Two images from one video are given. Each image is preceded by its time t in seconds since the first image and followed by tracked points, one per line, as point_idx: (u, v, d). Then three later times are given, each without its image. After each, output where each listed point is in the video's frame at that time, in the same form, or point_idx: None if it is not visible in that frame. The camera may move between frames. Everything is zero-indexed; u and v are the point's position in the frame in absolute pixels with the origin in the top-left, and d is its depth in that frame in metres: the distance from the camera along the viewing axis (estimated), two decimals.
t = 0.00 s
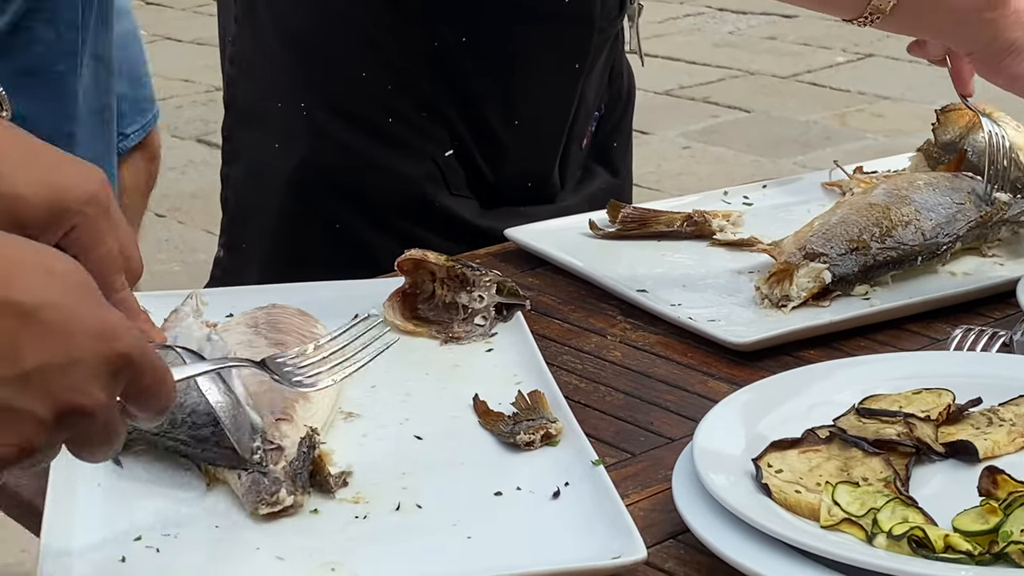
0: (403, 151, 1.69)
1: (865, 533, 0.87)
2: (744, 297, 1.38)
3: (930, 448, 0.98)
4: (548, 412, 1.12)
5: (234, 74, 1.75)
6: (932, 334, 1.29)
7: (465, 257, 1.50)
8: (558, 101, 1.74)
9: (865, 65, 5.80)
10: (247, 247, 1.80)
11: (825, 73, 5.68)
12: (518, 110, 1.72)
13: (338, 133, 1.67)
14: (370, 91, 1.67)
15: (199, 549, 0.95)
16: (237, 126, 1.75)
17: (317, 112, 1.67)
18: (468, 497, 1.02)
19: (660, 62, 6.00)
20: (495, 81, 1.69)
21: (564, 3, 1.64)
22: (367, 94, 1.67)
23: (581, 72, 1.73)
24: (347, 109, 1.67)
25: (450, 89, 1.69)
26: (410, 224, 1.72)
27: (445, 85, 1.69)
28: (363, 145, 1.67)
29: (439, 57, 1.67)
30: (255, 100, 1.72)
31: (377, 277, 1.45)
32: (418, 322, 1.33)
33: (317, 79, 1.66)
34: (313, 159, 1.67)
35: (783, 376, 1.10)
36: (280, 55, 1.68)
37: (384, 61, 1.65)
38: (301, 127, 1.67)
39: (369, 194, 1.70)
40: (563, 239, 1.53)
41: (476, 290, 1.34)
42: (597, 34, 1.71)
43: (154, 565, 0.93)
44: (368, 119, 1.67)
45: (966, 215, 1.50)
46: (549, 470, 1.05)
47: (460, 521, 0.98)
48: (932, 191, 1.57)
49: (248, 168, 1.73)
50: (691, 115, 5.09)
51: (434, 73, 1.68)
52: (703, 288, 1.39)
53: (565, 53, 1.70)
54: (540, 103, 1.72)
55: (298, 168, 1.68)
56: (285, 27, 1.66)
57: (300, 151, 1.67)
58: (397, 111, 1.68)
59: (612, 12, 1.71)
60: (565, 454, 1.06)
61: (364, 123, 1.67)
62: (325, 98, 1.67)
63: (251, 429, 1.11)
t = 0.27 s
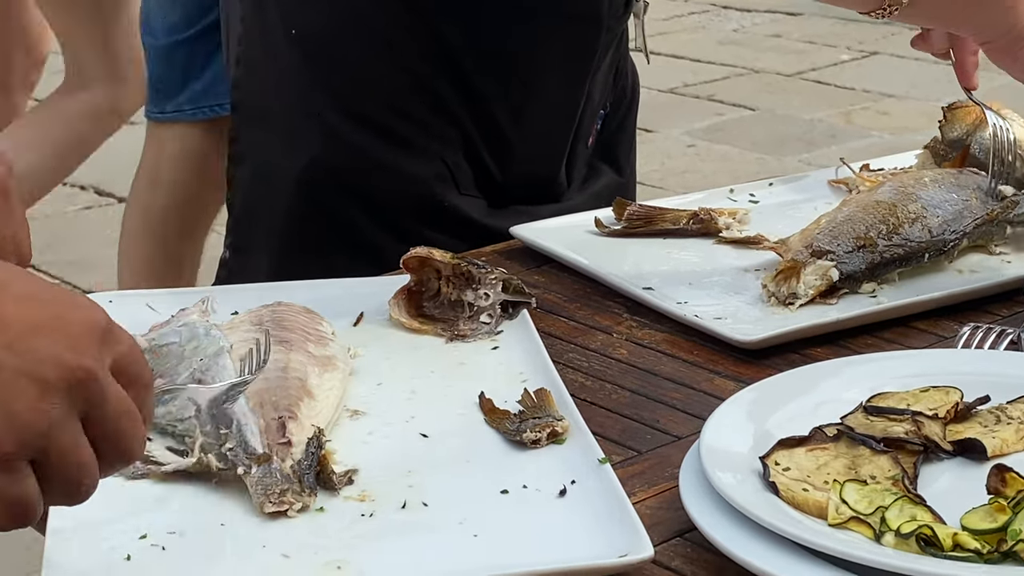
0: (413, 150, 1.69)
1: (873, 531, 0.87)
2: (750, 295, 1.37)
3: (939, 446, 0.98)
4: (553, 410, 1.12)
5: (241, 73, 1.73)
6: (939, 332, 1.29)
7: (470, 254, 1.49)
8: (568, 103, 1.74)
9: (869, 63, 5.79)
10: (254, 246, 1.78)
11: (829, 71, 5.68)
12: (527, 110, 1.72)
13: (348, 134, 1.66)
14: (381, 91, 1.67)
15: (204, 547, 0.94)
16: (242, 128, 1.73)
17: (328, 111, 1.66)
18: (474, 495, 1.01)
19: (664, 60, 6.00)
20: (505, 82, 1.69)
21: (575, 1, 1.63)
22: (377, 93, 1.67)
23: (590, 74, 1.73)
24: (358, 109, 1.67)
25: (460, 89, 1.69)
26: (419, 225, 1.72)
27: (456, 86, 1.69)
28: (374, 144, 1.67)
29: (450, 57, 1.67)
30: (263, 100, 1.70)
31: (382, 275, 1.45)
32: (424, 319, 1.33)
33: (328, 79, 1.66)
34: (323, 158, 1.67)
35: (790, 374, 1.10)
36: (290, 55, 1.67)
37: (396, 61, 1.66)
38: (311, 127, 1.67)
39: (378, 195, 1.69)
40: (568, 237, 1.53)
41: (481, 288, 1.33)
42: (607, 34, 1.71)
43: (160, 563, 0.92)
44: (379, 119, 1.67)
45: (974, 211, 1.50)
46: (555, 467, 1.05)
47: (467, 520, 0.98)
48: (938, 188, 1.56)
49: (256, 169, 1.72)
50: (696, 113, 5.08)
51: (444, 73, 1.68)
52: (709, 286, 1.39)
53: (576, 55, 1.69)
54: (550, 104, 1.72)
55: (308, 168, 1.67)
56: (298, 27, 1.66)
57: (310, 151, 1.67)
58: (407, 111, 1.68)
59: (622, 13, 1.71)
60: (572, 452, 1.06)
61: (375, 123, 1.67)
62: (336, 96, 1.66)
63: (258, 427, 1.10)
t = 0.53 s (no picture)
0: (420, 142, 1.69)
1: (875, 528, 0.87)
2: (752, 292, 1.37)
3: (941, 443, 0.98)
4: (555, 407, 1.12)
5: (246, 73, 1.72)
6: (941, 329, 1.29)
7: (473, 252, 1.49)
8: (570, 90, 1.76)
9: (875, 60, 5.78)
10: (262, 246, 1.76)
11: (834, 68, 5.67)
12: (532, 100, 1.74)
13: (355, 128, 1.66)
14: (388, 84, 1.67)
15: (206, 544, 0.95)
16: (248, 126, 1.72)
17: (335, 107, 1.66)
18: (477, 492, 1.01)
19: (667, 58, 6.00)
20: (511, 71, 1.71)
21: None
22: (385, 87, 1.67)
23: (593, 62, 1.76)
24: (364, 104, 1.67)
25: (466, 80, 1.71)
26: (426, 217, 1.72)
27: (461, 78, 1.71)
28: (381, 138, 1.67)
29: (456, 48, 1.69)
30: (269, 97, 1.70)
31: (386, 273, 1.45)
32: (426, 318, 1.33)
33: (334, 75, 1.66)
34: (330, 154, 1.66)
35: (791, 372, 1.10)
36: (295, 53, 1.67)
37: (402, 55, 1.67)
38: (317, 122, 1.66)
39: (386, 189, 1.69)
40: (571, 235, 1.53)
41: (483, 286, 1.34)
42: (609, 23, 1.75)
43: (162, 560, 0.92)
44: (385, 114, 1.67)
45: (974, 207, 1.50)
46: (558, 464, 1.05)
47: (469, 517, 0.98)
48: (941, 185, 1.56)
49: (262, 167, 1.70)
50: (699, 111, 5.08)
51: (450, 63, 1.69)
52: (712, 283, 1.39)
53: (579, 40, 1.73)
54: (554, 92, 1.75)
55: (315, 163, 1.67)
56: (302, 24, 1.66)
57: (317, 146, 1.66)
58: (414, 104, 1.68)
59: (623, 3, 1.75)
60: (574, 450, 1.06)
61: (381, 117, 1.67)
62: (343, 92, 1.66)
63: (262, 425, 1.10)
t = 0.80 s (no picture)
0: (436, 128, 1.69)
1: (879, 526, 0.87)
2: (756, 290, 1.37)
3: (945, 440, 0.98)
4: (560, 404, 1.12)
5: (268, 62, 1.74)
6: (946, 326, 1.29)
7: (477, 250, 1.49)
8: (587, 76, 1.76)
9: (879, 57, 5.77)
10: (282, 236, 1.78)
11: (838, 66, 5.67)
12: (548, 85, 1.73)
13: (370, 115, 1.67)
14: (404, 71, 1.66)
15: (211, 542, 0.95)
16: (271, 112, 1.74)
17: (351, 95, 1.66)
18: (482, 490, 1.01)
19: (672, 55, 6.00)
20: (527, 56, 1.70)
21: None
22: (399, 75, 1.66)
23: (610, 47, 1.75)
24: (379, 91, 1.66)
25: (482, 67, 1.70)
26: (443, 202, 1.72)
27: (477, 64, 1.69)
28: (396, 124, 1.67)
29: (471, 34, 1.67)
30: (288, 87, 1.71)
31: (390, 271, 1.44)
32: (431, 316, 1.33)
33: (349, 64, 1.66)
34: (346, 140, 1.67)
35: (794, 369, 1.09)
36: (311, 43, 1.67)
37: (416, 42, 1.65)
38: (332, 111, 1.67)
39: (401, 175, 1.69)
40: (575, 232, 1.53)
41: (487, 283, 1.33)
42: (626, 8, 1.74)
43: (168, 558, 0.92)
44: (400, 101, 1.67)
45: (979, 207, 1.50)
46: (562, 461, 1.05)
47: (474, 515, 0.98)
48: (946, 181, 1.56)
49: (283, 157, 1.73)
50: (703, 108, 5.08)
51: (466, 50, 1.68)
52: (716, 281, 1.39)
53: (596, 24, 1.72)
54: (570, 76, 1.74)
55: (332, 149, 1.68)
56: (317, 14, 1.65)
57: (332, 134, 1.67)
58: (430, 90, 1.68)
59: None
60: (578, 448, 1.06)
61: (396, 104, 1.67)
62: (359, 79, 1.66)
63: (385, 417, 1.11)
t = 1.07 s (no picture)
0: (413, 106, 1.72)
1: (881, 522, 0.87)
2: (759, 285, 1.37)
3: (948, 435, 0.97)
4: (562, 400, 1.12)
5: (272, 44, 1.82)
6: (949, 322, 1.28)
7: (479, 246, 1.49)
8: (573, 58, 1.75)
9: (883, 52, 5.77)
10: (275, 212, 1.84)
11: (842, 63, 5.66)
12: (531, 65, 1.74)
13: (348, 90, 1.71)
14: (381, 49, 1.71)
15: (211, 538, 0.94)
16: (272, 94, 1.82)
17: (333, 73, 1.71)
18: (483, 485, 1.01)
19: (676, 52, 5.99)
20: (505, 35, 1.73)
21: None
22: (377, 51, 1.71)
23: (598, 29, 1.75)
24: (358, 66, 1.71)
25: (462, 46, 1.73)
26: (421, 179, 1.75)
27: (457, 41, 1.72)
28: (373, 100, 1.71)
29: (447, 12, 1.70)
30: (282, 66, 1.78)
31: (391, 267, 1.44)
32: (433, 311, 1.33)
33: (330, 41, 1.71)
34: (326, 116, 1.72)
35: (797, 364, 1.09)
36: (296, 21, 1.73)
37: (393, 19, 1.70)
38: (313, 87, 1.72)
39: (378, 150, 1.73)
40: (578, 228, 1.52)
41: (490, 279, 1.33)
42: None
43: (167, 553, 0.92)
44: (378, 77, 1.71)
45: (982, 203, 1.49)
46: (564, 457, 1.05)
47: (475, 511, 0.98)
48: (950, 176, 1.56)
49: (277, 134, 1.79)
50: (707, 105, 5.08)
51: (443, 28, 1.71)
52: (719, 276, 1.39)
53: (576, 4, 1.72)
54: (555, 57, 1.75)
55: (312, 124, 1.73)
56: None
57: (312, 109, 1.72)
58: (407, 67, 1.72)
59: None
60: (580, 444, 1.06)
61: (374, 80, 1.71)
62: (339, 57, 1.71)
63: (396, 416, 1.09)
